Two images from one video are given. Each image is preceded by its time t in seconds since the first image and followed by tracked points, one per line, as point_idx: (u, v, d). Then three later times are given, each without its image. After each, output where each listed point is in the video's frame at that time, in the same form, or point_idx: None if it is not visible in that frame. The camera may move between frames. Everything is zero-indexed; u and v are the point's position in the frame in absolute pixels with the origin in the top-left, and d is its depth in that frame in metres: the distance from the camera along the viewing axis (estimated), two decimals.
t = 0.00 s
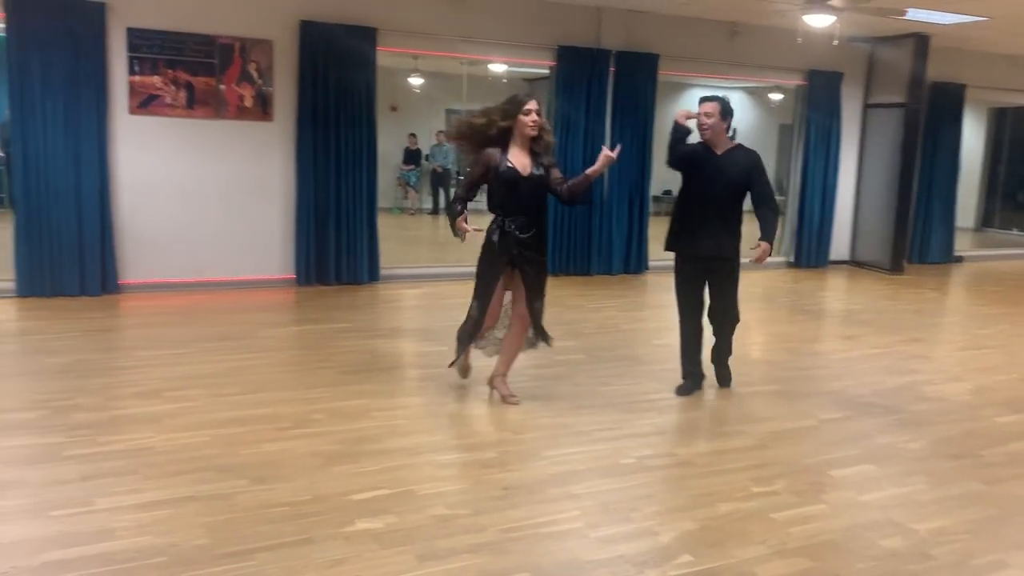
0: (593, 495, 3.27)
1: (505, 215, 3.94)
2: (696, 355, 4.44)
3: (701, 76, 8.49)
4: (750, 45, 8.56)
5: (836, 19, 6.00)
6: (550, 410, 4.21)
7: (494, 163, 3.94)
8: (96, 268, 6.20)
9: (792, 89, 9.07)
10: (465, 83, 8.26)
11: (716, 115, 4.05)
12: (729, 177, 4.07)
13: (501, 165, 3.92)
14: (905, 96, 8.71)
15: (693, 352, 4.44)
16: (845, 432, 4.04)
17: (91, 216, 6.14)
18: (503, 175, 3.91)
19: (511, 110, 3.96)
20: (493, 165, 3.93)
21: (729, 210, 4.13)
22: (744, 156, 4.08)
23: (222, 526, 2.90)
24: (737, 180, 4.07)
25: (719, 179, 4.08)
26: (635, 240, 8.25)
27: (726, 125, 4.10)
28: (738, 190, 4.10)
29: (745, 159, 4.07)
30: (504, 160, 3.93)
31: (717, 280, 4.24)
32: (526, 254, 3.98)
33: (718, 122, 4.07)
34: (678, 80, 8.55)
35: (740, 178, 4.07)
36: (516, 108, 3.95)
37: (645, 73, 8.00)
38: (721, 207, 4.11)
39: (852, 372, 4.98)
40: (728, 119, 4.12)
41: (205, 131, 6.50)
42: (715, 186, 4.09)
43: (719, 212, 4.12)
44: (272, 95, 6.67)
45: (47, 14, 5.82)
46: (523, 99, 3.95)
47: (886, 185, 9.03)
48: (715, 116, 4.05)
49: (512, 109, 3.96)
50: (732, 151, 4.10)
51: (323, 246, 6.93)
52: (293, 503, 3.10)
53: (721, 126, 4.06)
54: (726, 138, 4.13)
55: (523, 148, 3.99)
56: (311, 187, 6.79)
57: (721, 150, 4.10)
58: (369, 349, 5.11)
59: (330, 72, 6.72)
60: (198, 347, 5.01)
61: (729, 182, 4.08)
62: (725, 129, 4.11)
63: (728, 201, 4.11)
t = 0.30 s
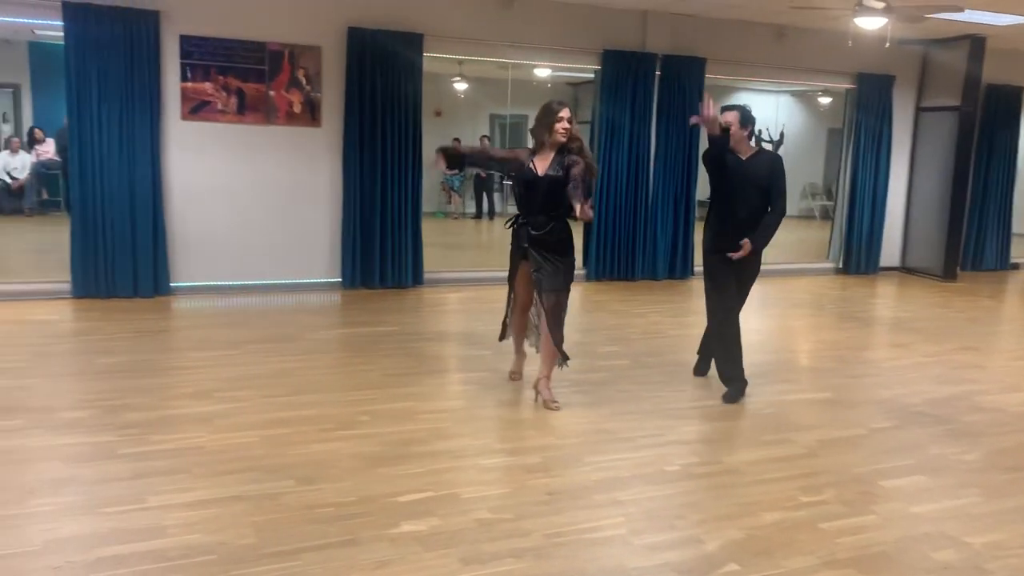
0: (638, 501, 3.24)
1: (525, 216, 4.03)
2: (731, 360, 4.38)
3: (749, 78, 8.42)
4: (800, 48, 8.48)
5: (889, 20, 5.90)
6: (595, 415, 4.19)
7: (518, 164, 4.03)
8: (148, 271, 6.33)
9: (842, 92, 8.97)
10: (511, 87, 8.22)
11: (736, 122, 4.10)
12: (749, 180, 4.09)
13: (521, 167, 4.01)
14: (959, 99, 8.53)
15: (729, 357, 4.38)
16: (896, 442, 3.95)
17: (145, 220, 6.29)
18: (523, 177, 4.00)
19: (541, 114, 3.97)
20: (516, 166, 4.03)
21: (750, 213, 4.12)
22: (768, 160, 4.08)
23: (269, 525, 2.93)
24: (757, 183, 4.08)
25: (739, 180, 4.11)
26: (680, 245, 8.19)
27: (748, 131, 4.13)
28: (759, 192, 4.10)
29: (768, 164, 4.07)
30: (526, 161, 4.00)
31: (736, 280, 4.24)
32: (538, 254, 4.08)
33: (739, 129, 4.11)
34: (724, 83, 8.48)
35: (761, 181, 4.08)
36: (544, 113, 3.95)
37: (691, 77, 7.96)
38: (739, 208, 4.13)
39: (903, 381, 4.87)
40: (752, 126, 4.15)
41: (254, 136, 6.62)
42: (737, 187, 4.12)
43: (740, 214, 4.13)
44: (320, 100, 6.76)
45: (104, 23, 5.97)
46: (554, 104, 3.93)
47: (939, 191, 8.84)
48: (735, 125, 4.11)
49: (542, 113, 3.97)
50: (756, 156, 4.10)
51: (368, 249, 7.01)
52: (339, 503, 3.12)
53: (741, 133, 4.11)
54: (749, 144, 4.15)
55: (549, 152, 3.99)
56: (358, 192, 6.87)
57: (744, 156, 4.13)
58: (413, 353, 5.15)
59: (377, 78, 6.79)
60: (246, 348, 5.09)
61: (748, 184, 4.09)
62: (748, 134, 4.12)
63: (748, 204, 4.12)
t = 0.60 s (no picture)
0: (661, 504, 3.23)
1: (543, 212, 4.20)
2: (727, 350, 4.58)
3: (774, 79, 8.37)
4: (827, 49, 8.45)
5: (917, 20, 5.83)
6: (618, 417, 4.17)
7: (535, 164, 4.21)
8: (175, 271, 6.40)
9: (870, 92, 8.88)
10: (535, 88, 7.79)
11: (744, 125, 4.24)
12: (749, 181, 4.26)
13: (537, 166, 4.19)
14: (988, 99, 8.43)
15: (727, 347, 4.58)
16: (924, 447, 3.90)
17: (172, 221, 6.35)
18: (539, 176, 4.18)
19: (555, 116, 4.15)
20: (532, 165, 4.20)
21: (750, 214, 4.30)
22: (771, 163, 4.24)
23: (293, 524, 2.95)
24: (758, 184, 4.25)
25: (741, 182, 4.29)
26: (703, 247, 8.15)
27: (757, 135, 4.28)
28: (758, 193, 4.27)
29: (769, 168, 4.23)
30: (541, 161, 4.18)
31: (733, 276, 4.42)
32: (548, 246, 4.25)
33: (749, 132, 4.25)
34: (748, 83, 8.43)
35: (761, 182, 4.26)
36: (558, 116, 4.14)
37: (716, 78, 7.91)
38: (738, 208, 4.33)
39: (930, 384, 4.81)
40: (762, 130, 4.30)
41: (279, 137, 6.67)
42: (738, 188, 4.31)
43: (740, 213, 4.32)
44: (345, 101, 6.80)
45: (133, 25, 6.05)
46: (567, 107, 4.11)
47: (968, 193, 8.73)
48: (744, 128, 4.24)
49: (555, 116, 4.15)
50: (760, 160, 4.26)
51: (392, 250, 7.03)
52: (361, 503, 3.13)
53: (748, 136, 4.26)
54: (759, 146, 4.31)
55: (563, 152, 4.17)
56: (381, 193, 6.89)
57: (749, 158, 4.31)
58: (436, 353, 5.16)
59: (401, 79, 6.82)
60: (271, 348, 5.13)
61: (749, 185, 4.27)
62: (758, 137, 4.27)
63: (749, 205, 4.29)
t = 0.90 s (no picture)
0: (667, 503, 3.22)
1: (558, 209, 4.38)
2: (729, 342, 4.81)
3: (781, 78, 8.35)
4: (833, 47, 8.43)
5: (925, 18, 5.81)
6: (623, 416, 4.17)
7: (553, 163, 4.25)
8: (182, 270, 6.41)
9: (876, 91, 8.85)
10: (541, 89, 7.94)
11: (734, 121, 4.48)
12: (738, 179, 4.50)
13: (558, 165, 4.24)
14: (996, 98, 8.40)
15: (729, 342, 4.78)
16: (931, 446, 3.88)
17: (179, 219, 6.37)
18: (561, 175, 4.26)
19: (566, 115, 4.26)
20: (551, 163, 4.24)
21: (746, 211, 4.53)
22: (753, 157, 4.46)
23: (299, 523, 2.95)
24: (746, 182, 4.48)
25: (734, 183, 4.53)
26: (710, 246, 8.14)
27: (747, 129, 4.50)
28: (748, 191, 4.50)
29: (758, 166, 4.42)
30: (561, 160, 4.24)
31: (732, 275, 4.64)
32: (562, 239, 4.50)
33: (739, 127, 4.48)
34: (755, 82, 8.39)
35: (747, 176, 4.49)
36: (569, 114, 4.26)
37: (723, 76, 7.90)
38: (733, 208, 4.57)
39: (937, 384, 4.80)
40: (753, 124, 4.50)
41: (286, 136, 6.68)
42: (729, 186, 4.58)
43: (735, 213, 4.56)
44: (351, 100, 6.81)
45: (139, 25, 6.06)
46: (577, 107, 4.28)
47: (975, 192, 8.69)
48: (734, 123, 4.48)
49: (566, 114, 4.26)
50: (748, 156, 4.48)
51: (398, 249, 7.04)
52: (366, 502, 3.14)
53: (737, 130, 4.50)
54: (749, 141, 4.53)
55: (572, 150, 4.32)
56: (387, 192, 6.90)
57: (738, 152, 4.55)
58: (442, 352, 5.16)
59: (407, 78, 6.82)
60: (278, 346, 5.14)
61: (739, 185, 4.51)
62: (747, 132, 4.49)
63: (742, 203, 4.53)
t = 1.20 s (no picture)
0: (671, 502, 3.23)
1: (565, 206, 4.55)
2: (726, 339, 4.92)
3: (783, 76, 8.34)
4: (836, 45, 8.41)
5: (927, 15, 5.82)
6: (625, 415, 4.17)
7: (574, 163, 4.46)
8: (184, 269, 6.42)
9: (879, 89, 8.83)
10: (544, 86, 7.86)
11: (723, 118, 4.61)
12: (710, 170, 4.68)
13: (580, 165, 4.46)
14: (998, 95, 8.39)
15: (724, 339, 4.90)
16: (934, 445, 3.89)
17: (181, 219, 6.37)
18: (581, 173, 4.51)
19: (576, 116, 4.42)
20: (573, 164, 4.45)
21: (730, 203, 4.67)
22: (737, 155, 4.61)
23: (304, 521, 2.96)
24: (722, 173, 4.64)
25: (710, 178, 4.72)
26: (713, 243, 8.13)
27: (736, 126, 4.64)
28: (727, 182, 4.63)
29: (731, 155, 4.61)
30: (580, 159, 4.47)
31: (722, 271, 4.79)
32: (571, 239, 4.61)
33: (727, 124, 4.61)
34: (757, 81, 8.40)
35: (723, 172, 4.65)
36: (579, 114, 4.43)
37: (725, 75, 7.90)
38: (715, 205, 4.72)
39: (940, 382, 4.80)
40: (742, 121, 4.63)
41: (288, 136, 6.68)
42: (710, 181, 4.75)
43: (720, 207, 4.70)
44: (353, 100, 6.81)
45: (142, 25, 6.06)
46: (584, 106, 4.45)
47: (978, 191, 8.68)
48: (723, 120, 4.62)
49: (577, 115, 4.42)
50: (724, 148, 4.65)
51: (400, 248, 7.04)
52: (370, 501, 3.14)
53: (727, 127, 4.63)
54: (738, 137, 4.66)
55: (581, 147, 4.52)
56: (389, 191, 6.90)
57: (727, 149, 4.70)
58: (445, 351, 5.16)
59: (410, 78, 6.83)
60: (281, 346, 5.15)
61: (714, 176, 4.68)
62: (736, 129, 4.62)
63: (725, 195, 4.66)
